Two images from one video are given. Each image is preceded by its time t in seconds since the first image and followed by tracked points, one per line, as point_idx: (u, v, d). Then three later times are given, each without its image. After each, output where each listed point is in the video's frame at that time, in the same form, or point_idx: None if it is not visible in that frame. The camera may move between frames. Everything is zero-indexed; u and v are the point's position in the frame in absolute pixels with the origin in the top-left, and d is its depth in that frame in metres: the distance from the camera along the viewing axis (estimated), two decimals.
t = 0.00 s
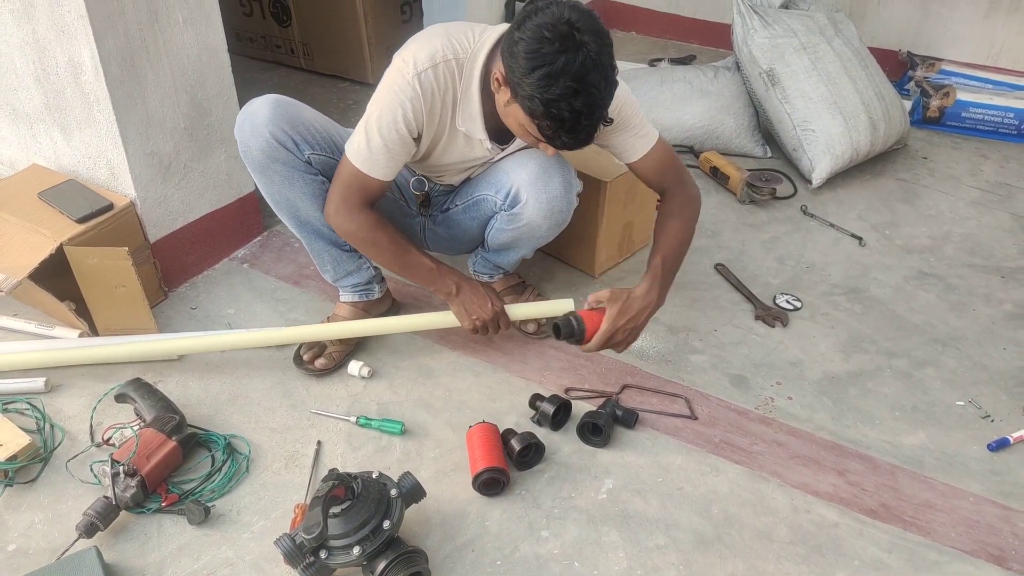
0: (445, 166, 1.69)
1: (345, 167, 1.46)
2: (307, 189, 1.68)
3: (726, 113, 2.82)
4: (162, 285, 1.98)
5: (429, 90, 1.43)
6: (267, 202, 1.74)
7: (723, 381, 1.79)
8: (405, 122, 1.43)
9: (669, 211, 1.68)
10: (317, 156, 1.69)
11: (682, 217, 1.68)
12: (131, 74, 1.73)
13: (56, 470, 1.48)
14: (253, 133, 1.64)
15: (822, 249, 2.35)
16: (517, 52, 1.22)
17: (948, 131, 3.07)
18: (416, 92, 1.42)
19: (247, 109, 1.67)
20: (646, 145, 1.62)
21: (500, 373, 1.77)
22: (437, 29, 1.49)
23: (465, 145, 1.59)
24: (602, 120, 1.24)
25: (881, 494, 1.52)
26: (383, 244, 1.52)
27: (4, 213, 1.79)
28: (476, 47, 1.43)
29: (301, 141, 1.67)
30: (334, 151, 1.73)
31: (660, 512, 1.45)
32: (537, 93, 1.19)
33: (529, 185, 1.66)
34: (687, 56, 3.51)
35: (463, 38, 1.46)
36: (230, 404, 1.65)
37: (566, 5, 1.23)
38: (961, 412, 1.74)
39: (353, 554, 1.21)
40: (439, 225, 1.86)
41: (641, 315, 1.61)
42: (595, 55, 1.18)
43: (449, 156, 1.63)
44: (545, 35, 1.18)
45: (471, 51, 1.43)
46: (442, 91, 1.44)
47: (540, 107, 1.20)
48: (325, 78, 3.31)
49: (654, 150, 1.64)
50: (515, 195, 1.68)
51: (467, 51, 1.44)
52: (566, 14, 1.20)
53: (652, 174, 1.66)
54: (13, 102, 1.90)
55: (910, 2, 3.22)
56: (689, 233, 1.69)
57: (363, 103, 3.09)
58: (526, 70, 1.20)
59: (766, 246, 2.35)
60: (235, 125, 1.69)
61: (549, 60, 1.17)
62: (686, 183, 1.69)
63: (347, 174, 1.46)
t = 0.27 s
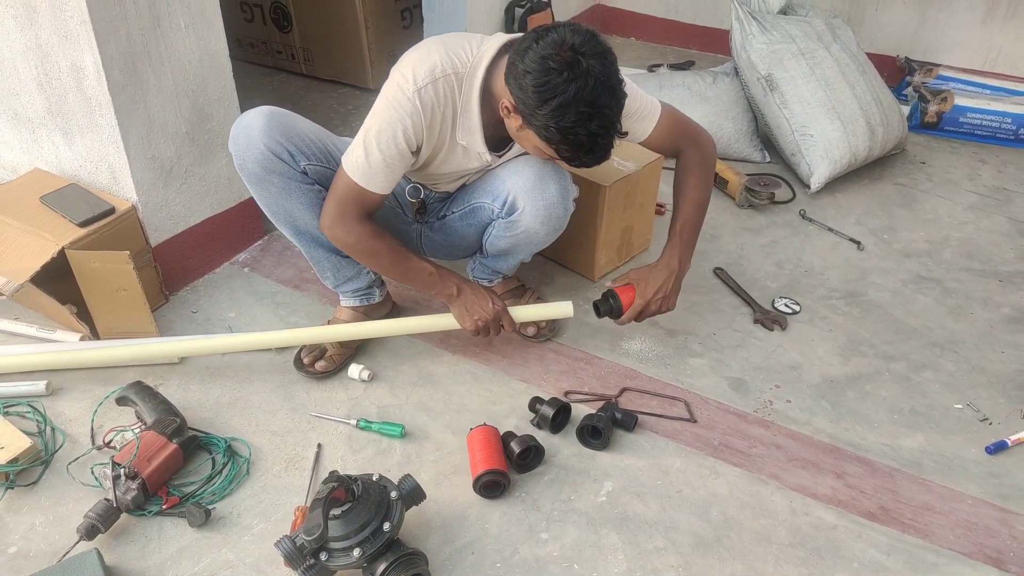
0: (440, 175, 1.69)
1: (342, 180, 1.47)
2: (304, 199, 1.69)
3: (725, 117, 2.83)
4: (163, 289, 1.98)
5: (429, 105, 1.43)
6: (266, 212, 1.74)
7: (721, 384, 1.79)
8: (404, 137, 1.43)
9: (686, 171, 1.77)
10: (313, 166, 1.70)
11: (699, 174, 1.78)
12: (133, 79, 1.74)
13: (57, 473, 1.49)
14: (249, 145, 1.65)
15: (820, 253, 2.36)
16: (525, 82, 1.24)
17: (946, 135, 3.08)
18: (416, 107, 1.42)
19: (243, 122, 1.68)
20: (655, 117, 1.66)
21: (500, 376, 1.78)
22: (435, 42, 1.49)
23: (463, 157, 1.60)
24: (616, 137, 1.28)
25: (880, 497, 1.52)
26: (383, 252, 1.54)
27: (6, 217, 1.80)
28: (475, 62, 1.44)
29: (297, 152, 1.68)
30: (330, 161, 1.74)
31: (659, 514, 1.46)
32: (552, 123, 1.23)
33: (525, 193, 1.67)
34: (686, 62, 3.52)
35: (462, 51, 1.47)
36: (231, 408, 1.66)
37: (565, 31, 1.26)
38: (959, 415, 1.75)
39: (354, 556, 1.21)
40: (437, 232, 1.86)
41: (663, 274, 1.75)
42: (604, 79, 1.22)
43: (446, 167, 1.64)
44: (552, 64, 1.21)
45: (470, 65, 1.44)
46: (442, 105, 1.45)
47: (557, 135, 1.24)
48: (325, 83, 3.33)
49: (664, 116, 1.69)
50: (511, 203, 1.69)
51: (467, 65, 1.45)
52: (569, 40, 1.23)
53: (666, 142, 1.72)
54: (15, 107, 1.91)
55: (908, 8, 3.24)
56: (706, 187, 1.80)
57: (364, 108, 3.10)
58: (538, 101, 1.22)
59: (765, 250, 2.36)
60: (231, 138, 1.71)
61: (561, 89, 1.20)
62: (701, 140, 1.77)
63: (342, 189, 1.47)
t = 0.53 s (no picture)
0: (437, 180, 1.70)
1: (343, 187, 1.48)
2: (305, 207, 1.69)
3: (724, 123, 2.84)
4: (164, 293, 1.99)
5: (427, 111, 1.44)
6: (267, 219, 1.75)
7: (720, 388, 1.80)
8: (403, 143, 1.44)
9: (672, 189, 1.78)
10: (313, 174, 1.70)
11: (687, 193, 1.78)
12: (136, 84, 1.75)
13: (58, 475, 1.49)
14: (249, 154, 1.65)
15: (819, 257, 2.37)
16: (532, 94, 1.25)
17: (944, 141, 3.10)
18: (415, 113, 1.43)
19: (243, 131, 1.68)
20: (647, 130, 1.66)
21: (500, 379, 1.79)
22: (433, 48, 1.50)
23: (461, 164, 1.61)
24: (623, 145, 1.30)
25: (878, 499, 1.53)
26: (387, 257, 1.55)
27: (8, 221, 1.81)
28: (474, 68, 1.45)
29: (297, 160, 1.68)
30: (330, 169, 1.74)
31: (659, 516, 1.46)
32: (561, 133, 1.24)
33: (523, 199, 1.67)
34: (685, 68, 3.54)
35: (460, 58, 1.48)
36: (231, 411, 1.66)
37: (570, 42, 1.27)
38: (957, 418, 1.75)
39: (354, 558, 1.22)
40: (435, 237, 1.87)
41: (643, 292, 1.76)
42: (611, 89, 1.23)
43: (443, 173, 1.65)
44: (560, 76, 1.22)
45: (468, 72, 1.45)
46: (440, 111, 1.46)
47: (566, 145, 1.25)
48: (326, 88, 3.34)
49: (654, 130, 1.68)
50: (509, 209, 1.69)
51: (465, 71, 1.46)
52: (575, 52, 1.25)
53: (656, 156, 1.72)
54: (18, 111, 1.92)
55: (905, 14, 3.26)
56: (689, 206, 1.80)
57: (364, 114, 3.11)
58: (546, 112, 1.23)
59: (764, 254, 2.37)
60: (232, 145, 1.71)
61: (569, 101, 1.21)
62: (689, 156, 1.76)
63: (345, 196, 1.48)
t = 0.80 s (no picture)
0: (433, 187, 1.71)
1: (343, 194, 1.49)
2: (302, 210, 1.70)
3: (722, 127, 2.86)
4: (164, 296, 2.00)
5: (422, 119, 1.45)
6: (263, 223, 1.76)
7: (719, 391, 1.80)
8: (399, 152, 1.45)
9: (672, 202, 1.77)
10: (309, 177, 1.71)
11: (689, 206, 1.78)
12: (137, 88, 1.76)
13: (58, 478, 1.50)
14: (245, 157, 1.66)
15: (817, 260, 2.38)
16: (540, 108, 1.25)
17: (941, 145, 3.11)
18: (409, 122, 1.44)
19: (238, 135, 1.69)
20: (646, 138, 1.66)
21: (499, 382, 1.79)
22: (427, 57, 1.51)
23: (455, 172, 1.61)
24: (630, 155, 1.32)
25: (877, 501, 1.53)
26: (393, 263, 1.58)
27: (9, 225, 1.82)
28: (468, 78, 1.46)
29: (293, 163, 1.69)
30: (326, 172, 1.75)
31: (658, 519, 1.47)
32: (570, 147, 1.25)
33: (514, 208, 1.68)
34: (683, 72, 3.56)
35: (454, 66, 1.49)
36: (231, 414, 1.67)
37: (576, 55, 1.28)
38: (955, 421, 1.76)
39: (354, 560, 1.22)
40: (432, 241, 1.88)
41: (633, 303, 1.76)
42: (618, 103, 1.25)
43: (438, 181, 1.66)
44: (568, 90, 1.23)
45: (462, 81, 1.46)
46: (435, 120, 1.47)
47: (576, 159, 1.26)
48: (326, 93, 3.35)
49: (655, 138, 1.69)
50: (501, 218, 1.70)
51: (459, 80, 1.46)
52: (583, 66, 1.26)
53: (657, 165, 1.72)
54: (19, 116, 1.93)
55: (902, 19, 3.28)
56: (689, 219, 1.79)
57: (363, 118, 3.13)
58: (555, 126, 1.24)
59: (762, 257, 2.38)
60: (228, 150, 1.72)
61: (578, 115, 1.22)
62: (692, 167, 1.76)
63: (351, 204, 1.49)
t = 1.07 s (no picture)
0: (432, 193, 1.71)
1: (343, 203, 1.50)
2: (300, 213, 1.71)
3: (722, 130, 2.86)
4: (166, 298, 2.00)
5: (419, 130, 1.45)
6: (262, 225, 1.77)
7: (719, 393, 1.81)
8: (397, 162, 1.46)
9: (669, 206, 1.79)
10: (307, 180, 1.72)
11: (686, 210, 1.80)
12: (138, 90, 1.77)
13: (60, 479, 1.50)
14: (242, 161, 1.67)
15: (816, 263, 2.38)
16: (539, 121, 1.26)
17: (940, 148, 3.12)
18: (407, 132, 1.44)
19: (236, 139, 1.70)
20: (645, 147, 1.67)
21: (499, 384, 1.79)
22: (425, 65, 1.50)
23: (453, 181, 1.62)
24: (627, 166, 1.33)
25: (876, 503, 1.53)
26: (391, 268, 1.60)
27: (11, 227, 1.82)
28: (465, 89, 1.46)
29: (290, 167, 1.69)
30: (324, 175, 1.76)
31: (658, 520, 1.47)
32: (569, 160, 1.26)
33: (512, 216, 1.68)
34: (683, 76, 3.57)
35: (452, 76, 1.48)
36: (232, 415, 1.67)
37: (575, 67, 1.28)
38: (954, 423, 1.76)
39: (354, 561, 1.22)
40: (431, 245, 1.89)
41: (626, 301, 1.78)
42: (617, 115, 1.26)
43: (437, 189, 1.67)
44: (567, 104, 1.23)
45: (460, 92, 1.46)
46: (432, 130, 1.47)
47: (574, 171, 1.27)
48: (327, 96, 3.36)
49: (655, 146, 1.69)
50: (499, 226, 1.71)
51: (456, 91, 1.46)
52: (582, 78, 1.26)
53: (655, 172, 1.73)
54: (21, 118, 1.94)
55: (901, 23, 3.29)
56: (688, 219, 1.81)
57: (364, 122, 3.14)
58: (554, 140, 1.25)
59: (761, 260, 2.38)
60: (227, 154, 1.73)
61: (577, 129, 1.23)
62: (691, 172, 1.77)
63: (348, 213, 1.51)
